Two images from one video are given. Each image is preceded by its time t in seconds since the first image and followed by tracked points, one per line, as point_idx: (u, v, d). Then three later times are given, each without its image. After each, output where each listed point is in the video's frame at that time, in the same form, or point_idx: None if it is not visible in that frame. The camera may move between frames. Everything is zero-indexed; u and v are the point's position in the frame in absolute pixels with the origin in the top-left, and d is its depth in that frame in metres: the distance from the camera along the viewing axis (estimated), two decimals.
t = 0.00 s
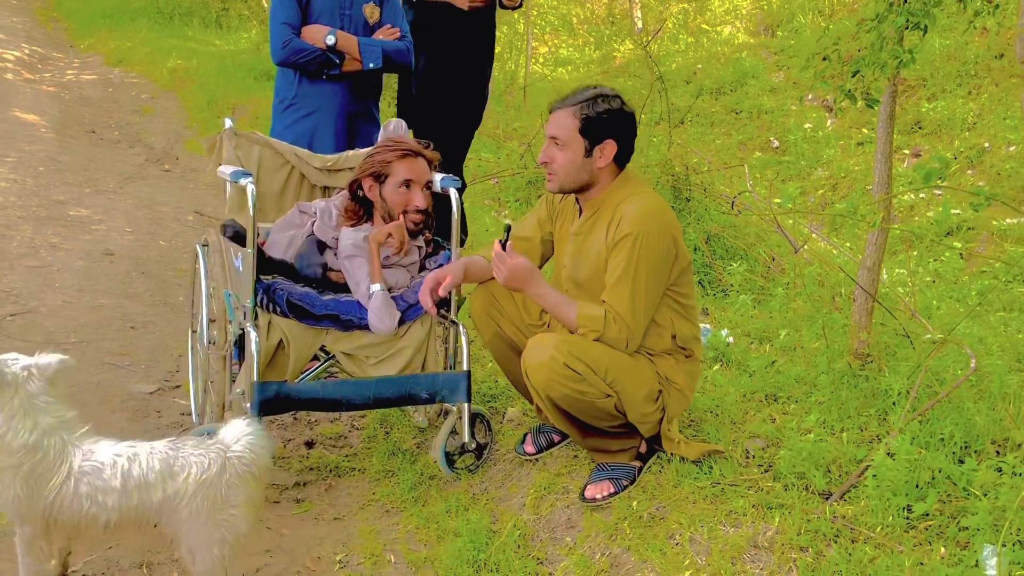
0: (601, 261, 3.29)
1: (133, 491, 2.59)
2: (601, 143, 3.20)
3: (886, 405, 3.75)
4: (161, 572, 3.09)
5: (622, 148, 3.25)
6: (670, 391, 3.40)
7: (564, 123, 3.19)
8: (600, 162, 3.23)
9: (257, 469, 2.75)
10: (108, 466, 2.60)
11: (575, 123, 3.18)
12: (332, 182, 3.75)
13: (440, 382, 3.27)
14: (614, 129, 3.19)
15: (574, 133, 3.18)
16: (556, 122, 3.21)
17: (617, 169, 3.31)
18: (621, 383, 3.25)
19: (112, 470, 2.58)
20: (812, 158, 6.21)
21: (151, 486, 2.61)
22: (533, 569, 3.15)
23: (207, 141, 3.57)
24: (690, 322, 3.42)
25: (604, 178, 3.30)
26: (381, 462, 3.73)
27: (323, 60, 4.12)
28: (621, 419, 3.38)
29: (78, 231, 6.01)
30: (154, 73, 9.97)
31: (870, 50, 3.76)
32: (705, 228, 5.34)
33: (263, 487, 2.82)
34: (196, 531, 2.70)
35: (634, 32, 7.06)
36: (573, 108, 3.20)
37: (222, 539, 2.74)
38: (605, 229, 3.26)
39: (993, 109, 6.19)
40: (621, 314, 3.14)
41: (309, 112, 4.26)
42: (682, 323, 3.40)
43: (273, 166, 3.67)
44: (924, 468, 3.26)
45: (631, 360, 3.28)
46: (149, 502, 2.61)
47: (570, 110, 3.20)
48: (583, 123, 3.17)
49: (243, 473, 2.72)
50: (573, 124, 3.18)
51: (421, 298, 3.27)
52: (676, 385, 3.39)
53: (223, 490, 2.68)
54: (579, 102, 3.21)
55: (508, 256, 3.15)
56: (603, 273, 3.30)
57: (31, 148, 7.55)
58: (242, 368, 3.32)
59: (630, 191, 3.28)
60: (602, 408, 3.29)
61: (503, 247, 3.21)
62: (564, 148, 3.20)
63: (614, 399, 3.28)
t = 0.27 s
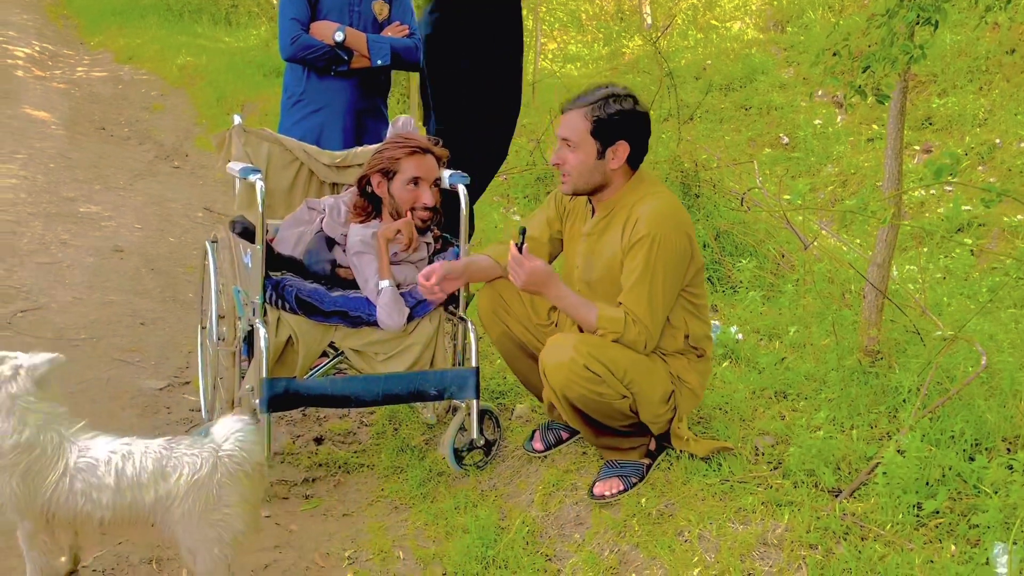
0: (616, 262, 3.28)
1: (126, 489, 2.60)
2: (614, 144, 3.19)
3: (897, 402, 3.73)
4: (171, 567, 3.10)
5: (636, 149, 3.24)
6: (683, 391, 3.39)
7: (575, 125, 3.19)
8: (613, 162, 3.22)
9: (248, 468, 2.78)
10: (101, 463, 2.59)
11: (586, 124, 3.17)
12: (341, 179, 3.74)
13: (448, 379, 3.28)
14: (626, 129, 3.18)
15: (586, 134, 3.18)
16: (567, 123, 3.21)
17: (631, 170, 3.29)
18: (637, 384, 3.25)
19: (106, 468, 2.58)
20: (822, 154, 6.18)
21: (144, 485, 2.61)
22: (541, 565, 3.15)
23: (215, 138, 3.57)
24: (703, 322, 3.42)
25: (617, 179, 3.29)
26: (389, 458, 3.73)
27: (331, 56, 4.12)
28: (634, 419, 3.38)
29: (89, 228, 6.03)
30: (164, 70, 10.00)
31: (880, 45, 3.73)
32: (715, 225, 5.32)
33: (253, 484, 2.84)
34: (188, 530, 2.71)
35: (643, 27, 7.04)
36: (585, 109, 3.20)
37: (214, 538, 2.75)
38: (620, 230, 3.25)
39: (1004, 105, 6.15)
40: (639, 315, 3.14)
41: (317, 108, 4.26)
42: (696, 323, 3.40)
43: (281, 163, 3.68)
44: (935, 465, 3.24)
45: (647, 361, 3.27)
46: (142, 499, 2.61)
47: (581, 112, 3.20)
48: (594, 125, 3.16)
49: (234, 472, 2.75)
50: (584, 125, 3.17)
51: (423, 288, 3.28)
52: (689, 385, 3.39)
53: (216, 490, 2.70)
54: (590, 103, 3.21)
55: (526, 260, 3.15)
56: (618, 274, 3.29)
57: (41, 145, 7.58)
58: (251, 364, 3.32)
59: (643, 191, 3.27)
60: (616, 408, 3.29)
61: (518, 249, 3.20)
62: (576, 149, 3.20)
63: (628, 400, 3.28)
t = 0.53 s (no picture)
0: (626, 259, 3.28)
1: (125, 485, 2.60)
2: (623, 139, 3.18)
3: (908, 399, 3.72)
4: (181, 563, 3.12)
5: (645, 144, 3.23)
6: (693, 388, 3.39)
7: (584, 121, 3.18)
8: (622, 158, 3.21)
9: (248, 466, 2.75)
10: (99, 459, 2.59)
11: (595, 121, 3.17)
12: (352, 176, 3.75)
13: (458, 376, 3.27)
14: (636, 124, 3.17)
15: (595, 130, 3.17)
16: (576, 121, 3.20)
17: (641, 166, 3.28)
18: (648, 381, 3.25)
19: (104, 464, 2.58)
20: (833, 151, 6.15)
21: (142, 483, 2.61)
22: (551, 562, 3.15)
23: (226, 135, 3.57)
24: (713, 319, 3.42)
25: (627, 175, 3.28)
26: (399, 454, 3.74)
27: (341, 53, 4.13)
28: (644, 416, 3.37)
29: (100, 224, 6.05)
30: (174, 67, 10.02)
31: (892, 41, 3.72)
32: (725, 222, 5.31)
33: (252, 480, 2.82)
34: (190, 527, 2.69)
35: (653, 23, 7.02)
36: (593, 105, 3.19)
37: (217, 535, 2.73)
38: (630, 227, 3.25)
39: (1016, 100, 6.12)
40: (650, 313, 3.14)
41: (326, 105, 4.27)
42: (706, 320, 3.40)
43: (291, 160, 3.69)
44: (946, 463, 3.23)
45: (658, 358, 3.27)
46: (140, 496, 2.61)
47: (590, 109, 3.19)
48: (603, 121, 3.15)
49: (233, 469, 2.72)
50: (593, 122, 3.17)
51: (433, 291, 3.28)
52: (700, 382, 3.39)
53: (214, 488, 2.68)
54: (598, 100, 3.20)
55: (536, 258, 3.13)
56: (628, 271, 3.29)
57: (52, 141, 7.61)
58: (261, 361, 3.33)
59: (653, 188, 3.27)
60: (626, 405, 3.29)
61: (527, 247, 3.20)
62: (587, 146, 3.19)
63: (639, 397, 3.28)
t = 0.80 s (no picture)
0: (633, 253, 3.27)
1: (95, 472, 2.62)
2: (630, 134, 3.18)
3: (919, 395, 3.70)
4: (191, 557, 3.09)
5: (652, 138, 3.22)
6: (701, 381, 3.39)
7: (591, 117, 3.18)
8: (630, 153, 3.20)
9: (217, 464, 2.74)
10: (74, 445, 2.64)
11: (602, 116, 3.16)
12: (361, 171, 3.75)
13: (467, 370, 3.28)
14: (643, 119, 3.17)
15: (602, 125, 3.16)
16: (584, 116, 3.20)
17: (649, 160, 3.27)
18: (654, 374, 3.26)
19: (78, 452, 2.62)
20: (843, 146, 6.12)
21: (113, 470, 2.63)
22: (560, 557, 3.16)
23: (235, 130, 3.57)
24: (722, 314, 3.41)
25: (635, 170, 3.27)
26: (408, 449, 3.74)
27: (350, 48, 4.13)
28: (651, 409, 3.38)
29: (110, 219, 6.07)
30: (183, 62, 10.04)
31: (903, 35, 3.70)
32: (734, 217, 5.30)
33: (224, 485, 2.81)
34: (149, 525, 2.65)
35: (662, 18, 6.99)
36: (600, 100, 3.19)
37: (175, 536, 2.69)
38: (637, 221, 3.25)
39: None
40: (656, 306, 3.14)
41: (335, 101, 4.28)
42: (714, 314, 3.39)
43: (301, 155, 3.69)
44: (957, 458, 3.21)
45: (664, 352, 3.27)
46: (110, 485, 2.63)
47: (596, 104, 3.19)
48: (609, 116, 3.15)
49: (204, 468, 2.72)
50: (599, 117, 3.16)
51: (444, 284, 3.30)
52: (708, 376, 3.38)
53: (181, 484, 2.66)
54: (604, 94, 3.19)
55: (542, 251, 3.14)
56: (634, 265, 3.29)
57: (63, 137, 7.64)
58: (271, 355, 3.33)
59: (660, 182, 3.26)
60: (633, 398, 3.29)
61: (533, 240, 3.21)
62: (594, 141, 3.18)
63: (645, 390, 3.29)
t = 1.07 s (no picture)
0: (638, 248, 3.27)
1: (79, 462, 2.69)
2: (632, 126, 3.18)
3: (927, 390, 3.70)
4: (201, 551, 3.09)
5: (655, 131, 3.22)
6: (709, 376, 3.38)
7: (595, 110, 3.19)
8: (633, 146, 3.21)
9: (196, 453, 2.70)
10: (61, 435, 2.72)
11: (605, 108, 3.17)
12: (369, 166, 3.75)
13: (475, 366, 3.29)
14: (646, 113, 3.17)
15: (605, 118, 3.17)
16: (587, 109, 3.21)
17: (653, 154, 3.27)
18: (661, 369, 3.25)
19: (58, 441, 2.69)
20: (851, 141, 6.11)
21: (92, 461, 2.67)
22: (568, 551, 3.16)
23: (244, 125, 3.58)
24: (727, 307, 3.41)
25: (639, 163, 3.27)
26: (416, 443, 3.75)
27: (358, 43, 4.14)
28: (658, 404, 3.37)
29: (119, 215, 6.10)
30: (191, 58, 10.06)
31: (912, 30, 3.69)
32: (742, 212, 5.29)
33: (212, 476, 2.77)
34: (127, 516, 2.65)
35: (670, 13, 6.98)
36: (604, 93, 3.19)
37: (153, 528, 2.66)
38: (642, 216, 3.25)
39: None
40: (662, 300, 3.14)
41: (343, 95, 4.27)
42: (720, 308, 3.39)
43: (309, 150, 3.70)
44: (965, 453, 3.20)
45: (671, 346, 3.27)
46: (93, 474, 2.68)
47: (600, 97, 3.20)
48: (612, 108, 3.16)
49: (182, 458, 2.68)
50: (602, 110, 3.17)
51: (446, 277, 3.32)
52: (715, 371, 3.38)
53: (157, 473, 2.65)
54: (608, 88, 3.20)
55: (548, 245, 3.17)
56: (640, 260, 3.29)
57: (72, 133, 7.66)
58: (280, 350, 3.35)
59: (665, 176, 3.26)
60: (639, 393, 3.29)
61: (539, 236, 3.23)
62: (597, 135, 3.19)
63: (652, 384, 3.28)
